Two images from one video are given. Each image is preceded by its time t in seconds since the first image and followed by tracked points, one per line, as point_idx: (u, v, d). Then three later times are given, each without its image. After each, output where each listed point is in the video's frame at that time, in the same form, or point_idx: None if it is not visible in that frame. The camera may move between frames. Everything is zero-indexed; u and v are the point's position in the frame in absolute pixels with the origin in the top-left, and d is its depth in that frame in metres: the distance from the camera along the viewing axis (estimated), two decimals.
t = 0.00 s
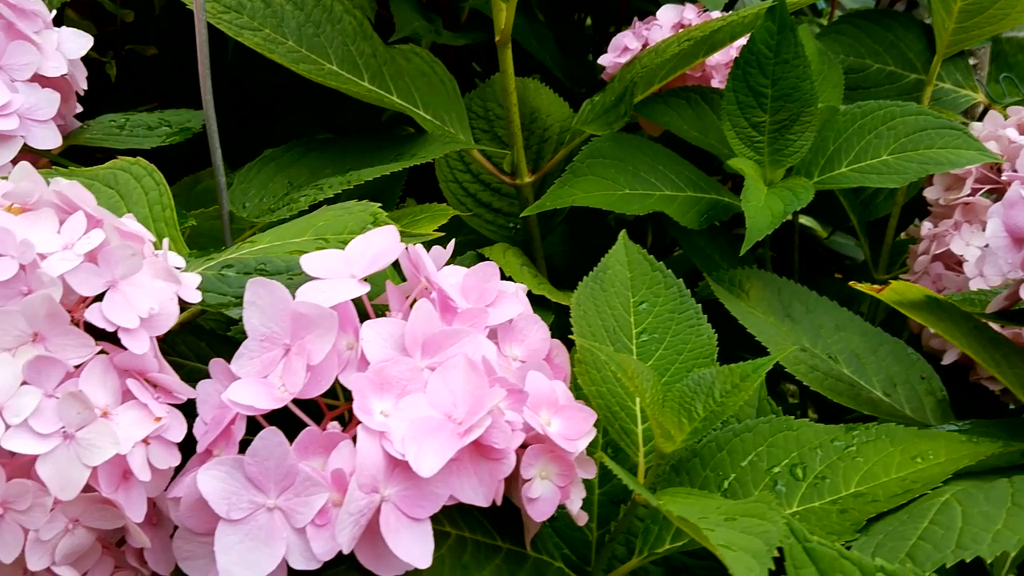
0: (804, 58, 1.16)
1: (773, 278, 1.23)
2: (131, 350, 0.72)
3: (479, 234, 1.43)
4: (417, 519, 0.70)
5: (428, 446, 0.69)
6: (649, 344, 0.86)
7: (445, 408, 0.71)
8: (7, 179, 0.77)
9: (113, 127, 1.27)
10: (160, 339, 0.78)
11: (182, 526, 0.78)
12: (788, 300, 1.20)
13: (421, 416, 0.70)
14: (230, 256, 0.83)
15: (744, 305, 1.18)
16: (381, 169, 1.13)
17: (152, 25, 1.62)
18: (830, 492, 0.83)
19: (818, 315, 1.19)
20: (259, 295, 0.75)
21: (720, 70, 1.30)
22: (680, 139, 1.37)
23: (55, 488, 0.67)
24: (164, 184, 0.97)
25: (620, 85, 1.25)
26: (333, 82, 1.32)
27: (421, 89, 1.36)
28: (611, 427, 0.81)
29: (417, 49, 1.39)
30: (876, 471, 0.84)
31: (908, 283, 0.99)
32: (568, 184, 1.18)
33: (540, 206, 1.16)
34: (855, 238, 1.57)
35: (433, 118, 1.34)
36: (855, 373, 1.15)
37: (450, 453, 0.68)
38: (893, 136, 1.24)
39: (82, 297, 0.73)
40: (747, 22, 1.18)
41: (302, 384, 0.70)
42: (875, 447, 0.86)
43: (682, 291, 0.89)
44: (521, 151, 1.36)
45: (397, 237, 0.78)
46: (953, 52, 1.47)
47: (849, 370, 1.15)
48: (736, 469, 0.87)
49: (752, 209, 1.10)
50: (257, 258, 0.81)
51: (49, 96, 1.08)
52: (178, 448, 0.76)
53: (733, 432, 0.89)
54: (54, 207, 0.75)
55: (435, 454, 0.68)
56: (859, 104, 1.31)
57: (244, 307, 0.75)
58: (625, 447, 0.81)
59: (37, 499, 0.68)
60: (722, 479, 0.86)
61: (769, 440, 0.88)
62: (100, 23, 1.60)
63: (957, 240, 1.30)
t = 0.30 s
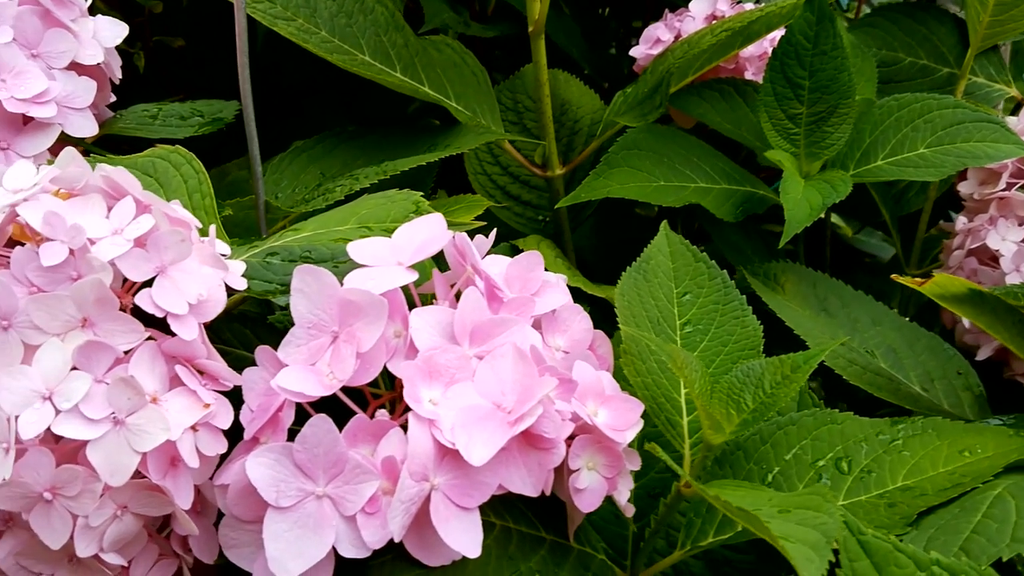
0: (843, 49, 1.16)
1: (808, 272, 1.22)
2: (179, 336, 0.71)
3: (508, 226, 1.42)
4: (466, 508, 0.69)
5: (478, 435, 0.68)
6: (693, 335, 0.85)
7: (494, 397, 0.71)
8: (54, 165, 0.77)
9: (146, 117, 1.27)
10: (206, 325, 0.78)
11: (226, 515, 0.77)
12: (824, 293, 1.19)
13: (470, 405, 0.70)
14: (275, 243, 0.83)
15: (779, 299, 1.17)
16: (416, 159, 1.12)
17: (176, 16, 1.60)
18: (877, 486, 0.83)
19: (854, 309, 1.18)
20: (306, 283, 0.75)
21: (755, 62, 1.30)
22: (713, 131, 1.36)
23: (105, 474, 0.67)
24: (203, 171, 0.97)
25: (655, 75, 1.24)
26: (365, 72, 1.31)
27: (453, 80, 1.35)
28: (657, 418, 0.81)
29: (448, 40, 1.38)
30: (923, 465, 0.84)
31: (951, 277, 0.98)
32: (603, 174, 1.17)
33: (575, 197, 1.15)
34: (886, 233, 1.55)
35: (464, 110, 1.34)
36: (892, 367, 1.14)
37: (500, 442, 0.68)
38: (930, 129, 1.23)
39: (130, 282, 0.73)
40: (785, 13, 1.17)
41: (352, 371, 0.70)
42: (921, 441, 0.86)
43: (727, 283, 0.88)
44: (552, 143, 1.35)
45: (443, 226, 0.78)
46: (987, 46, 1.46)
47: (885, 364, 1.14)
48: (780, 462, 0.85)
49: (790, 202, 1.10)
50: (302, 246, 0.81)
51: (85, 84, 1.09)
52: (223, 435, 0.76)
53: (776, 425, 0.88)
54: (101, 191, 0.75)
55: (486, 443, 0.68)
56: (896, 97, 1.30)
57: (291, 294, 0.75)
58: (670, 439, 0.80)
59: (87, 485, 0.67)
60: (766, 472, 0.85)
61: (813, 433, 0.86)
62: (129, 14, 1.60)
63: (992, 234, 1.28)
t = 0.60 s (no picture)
0: (879, 44, 1.15)
1: (840, 268, 1.21)
2: (223, 328, 0.71)
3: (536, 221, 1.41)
4: (512, 502, 0.69)
5: (524, 429, 0.68)
6: (734, 331, 0.85)
7: (539, 391, 0.70)
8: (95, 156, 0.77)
9: (176, 109, 1.27)
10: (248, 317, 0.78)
11: (266, 508, 0.77)
12: (856, 289, 1.19)
13: (516, 399, 0.69)
14: (315, 236, 0.83)
15: (812, 295, 1.17)
16: (449, 153, 1.12)
17: (202, 10, 1.60)
18: (919, 484, 0.82)
19: (887, 305, 1.18)
20: (349, 275, 0.74)
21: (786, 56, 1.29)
22: (743, 125, 1.35)
23: (151, 465, 0.66)
24: (239, 164, 0.97)
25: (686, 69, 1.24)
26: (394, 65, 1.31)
27: (482, 74, 1.35)
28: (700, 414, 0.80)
29: (476, 34, 1.38)
30: (966, 463, 0.83)
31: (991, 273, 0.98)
32: (635, 169, 1.17)
33: (607, 191, 1.15)
34: (915, 230, 1.54)
35: (493, 104, 1.33)
36: (925, 364, 1.13)
37: (546, 437, 0.68)
38: (963, 125, 1.22)
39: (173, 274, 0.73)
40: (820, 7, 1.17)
41: (398, 364, 0.70)
42: (964, 438, 0.85)
43: (768, 277, 0.88)
44: (582, 137, 1.35)
45: (487, 219, 0.77)
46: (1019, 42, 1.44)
47: (919, 361, 1.13)
48: (821, 459, 0.85)
49: (825, 197, 1.09)
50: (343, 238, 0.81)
51: (119, 76, 1.08)
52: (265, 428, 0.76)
53: (816, 422, 0.88)
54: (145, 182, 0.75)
55: (533, 437, 0.67)
56: (930, 92, 1.28)
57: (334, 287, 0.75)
58: (712, 435, 0.79)
59: (133, 476, 0.67)
60: (807, 470, 0.85)
61: (854, 430, 0.86)
62: (154, 7, 1.60)
63: None
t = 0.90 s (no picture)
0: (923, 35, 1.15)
1: (880, 261, 1.20)
2: (279, 314, 0.71)
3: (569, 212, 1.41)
4: (569, 492, 0.68)
5: (582, 419, 0.67)
6: (785, 322, 0.84)
7: (596, 380, 0.69)
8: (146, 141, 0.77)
9: (211, 98, 1.27)
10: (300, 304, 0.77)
11: (316, 495, 0.77)
12: (897, 282, 1.18)
13: (573, 387, 0.68)
14: (363, 223, 0.82)
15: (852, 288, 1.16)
16: (488, 142, 1.11)
17: None
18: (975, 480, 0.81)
19: (928, 299, 1.16)
20: (403, 261, 0.73)
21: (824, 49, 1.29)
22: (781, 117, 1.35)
23: (208, 450, 0.66)
24: (282, 151, 0.96)
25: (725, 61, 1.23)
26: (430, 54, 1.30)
27: (518, 64, 1.34)
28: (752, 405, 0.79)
29: (512, 24, 1.37)
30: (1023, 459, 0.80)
31: None
32: (675, 160, 1.17)
33: (648, 182, 1.15)
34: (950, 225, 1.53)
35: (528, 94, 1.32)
36: (968, 358, 1.12)
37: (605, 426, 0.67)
38: (1006, 118, 1.20)
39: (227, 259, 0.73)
40: None
41: (455, 351, 0.69)
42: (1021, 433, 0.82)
43: (820, 268, 0.87)
44: (617, 128, 1.34)
45: (541, 206, 0.75)
46: None
47: (962, 355, 1.12)
48: (873, 453, 0.84)
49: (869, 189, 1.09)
50: (393, 226, 0.80)
51: (159, 63, 1.08)
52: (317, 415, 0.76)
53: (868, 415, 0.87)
54: (198, 167, 0.74)
55: (591, 426, 0.66)
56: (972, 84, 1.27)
57: (388, 273, 0.74)
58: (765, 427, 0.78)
59: (190, 461, 0.67)
60: (858, 465, 0.84)
61: (906, 424, 0.85)
62: None
63: None
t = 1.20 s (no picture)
0: (963, 28, 1.15)
1: (918, 255, 1.19)
2: (333, 300, 0.71)
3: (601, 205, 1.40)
4: (625, 481, 0.67)
5: (640, 406, 0.66)
6: (835, 313, 0.84)
7: (652, 368, 0.69)
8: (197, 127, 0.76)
9: (246, 89, 1.27)
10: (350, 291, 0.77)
11: (366, 482, 0.76)
12: (936, 276, 1.17)
13: (630, 375, 0.68)
14: (413, 211, 0.82)
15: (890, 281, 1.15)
16: (528, 133, 1.11)
17: None
18: None
19: (968, 293, 1.16)
20: (455, 249, 0.73)
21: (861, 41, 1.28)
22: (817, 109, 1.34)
23: (265, 435, 0.66)
24: (325, 140, 0.96)
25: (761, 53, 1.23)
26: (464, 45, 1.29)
27: (552, 56, 1.33)
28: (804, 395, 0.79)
29: (545, 16, 1.37)
30: None
31: None
32: (713, 152, 1.17)
33: (686, 173, 1.15)
34: (983, 221, 1.52)
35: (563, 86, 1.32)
36: (1008, 353, 1.11)
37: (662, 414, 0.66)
38: None
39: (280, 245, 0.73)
40: None
41: (511, 338, 0.68)
42: None
43: (869, 259, 0.87)
44: (651, 120, 1.33)
45: (595, 194, 0.74)
46: None
47: (1002, 349, 1.11)
48: (922, 446, 0.84)
49: (911, 181, 1.08)
50: (442, 213, 0.80)
51: (198, 52, 1.07)
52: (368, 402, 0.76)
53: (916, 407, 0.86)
54: (250, 153, 0.74)
55: (650, 414, 0.66)
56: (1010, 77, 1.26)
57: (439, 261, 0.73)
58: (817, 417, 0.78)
59: (246, 446, 0.67)
60: (907, 457, 0.84)
61: (955, 416, 0.84)
62: None
63: None
